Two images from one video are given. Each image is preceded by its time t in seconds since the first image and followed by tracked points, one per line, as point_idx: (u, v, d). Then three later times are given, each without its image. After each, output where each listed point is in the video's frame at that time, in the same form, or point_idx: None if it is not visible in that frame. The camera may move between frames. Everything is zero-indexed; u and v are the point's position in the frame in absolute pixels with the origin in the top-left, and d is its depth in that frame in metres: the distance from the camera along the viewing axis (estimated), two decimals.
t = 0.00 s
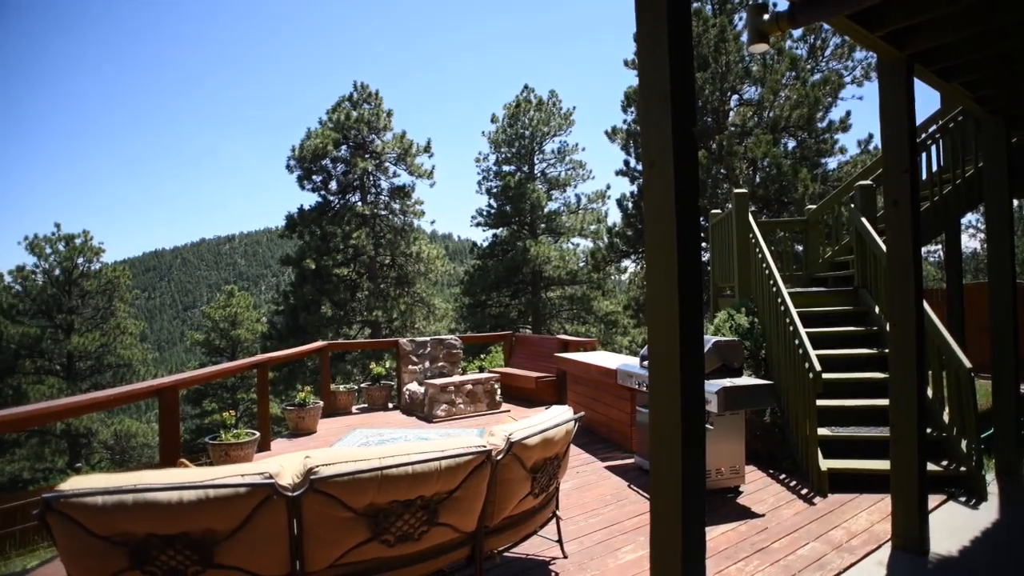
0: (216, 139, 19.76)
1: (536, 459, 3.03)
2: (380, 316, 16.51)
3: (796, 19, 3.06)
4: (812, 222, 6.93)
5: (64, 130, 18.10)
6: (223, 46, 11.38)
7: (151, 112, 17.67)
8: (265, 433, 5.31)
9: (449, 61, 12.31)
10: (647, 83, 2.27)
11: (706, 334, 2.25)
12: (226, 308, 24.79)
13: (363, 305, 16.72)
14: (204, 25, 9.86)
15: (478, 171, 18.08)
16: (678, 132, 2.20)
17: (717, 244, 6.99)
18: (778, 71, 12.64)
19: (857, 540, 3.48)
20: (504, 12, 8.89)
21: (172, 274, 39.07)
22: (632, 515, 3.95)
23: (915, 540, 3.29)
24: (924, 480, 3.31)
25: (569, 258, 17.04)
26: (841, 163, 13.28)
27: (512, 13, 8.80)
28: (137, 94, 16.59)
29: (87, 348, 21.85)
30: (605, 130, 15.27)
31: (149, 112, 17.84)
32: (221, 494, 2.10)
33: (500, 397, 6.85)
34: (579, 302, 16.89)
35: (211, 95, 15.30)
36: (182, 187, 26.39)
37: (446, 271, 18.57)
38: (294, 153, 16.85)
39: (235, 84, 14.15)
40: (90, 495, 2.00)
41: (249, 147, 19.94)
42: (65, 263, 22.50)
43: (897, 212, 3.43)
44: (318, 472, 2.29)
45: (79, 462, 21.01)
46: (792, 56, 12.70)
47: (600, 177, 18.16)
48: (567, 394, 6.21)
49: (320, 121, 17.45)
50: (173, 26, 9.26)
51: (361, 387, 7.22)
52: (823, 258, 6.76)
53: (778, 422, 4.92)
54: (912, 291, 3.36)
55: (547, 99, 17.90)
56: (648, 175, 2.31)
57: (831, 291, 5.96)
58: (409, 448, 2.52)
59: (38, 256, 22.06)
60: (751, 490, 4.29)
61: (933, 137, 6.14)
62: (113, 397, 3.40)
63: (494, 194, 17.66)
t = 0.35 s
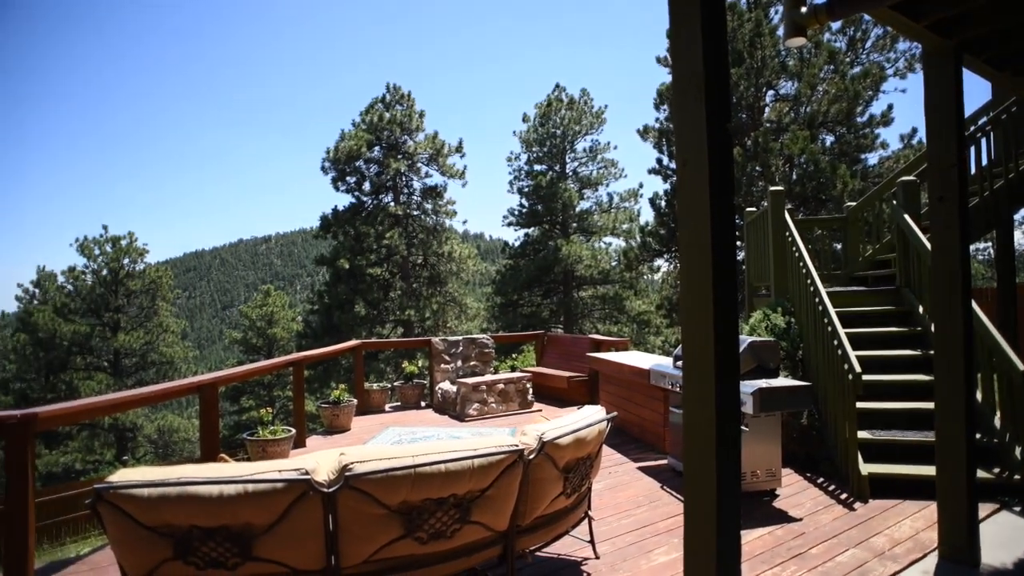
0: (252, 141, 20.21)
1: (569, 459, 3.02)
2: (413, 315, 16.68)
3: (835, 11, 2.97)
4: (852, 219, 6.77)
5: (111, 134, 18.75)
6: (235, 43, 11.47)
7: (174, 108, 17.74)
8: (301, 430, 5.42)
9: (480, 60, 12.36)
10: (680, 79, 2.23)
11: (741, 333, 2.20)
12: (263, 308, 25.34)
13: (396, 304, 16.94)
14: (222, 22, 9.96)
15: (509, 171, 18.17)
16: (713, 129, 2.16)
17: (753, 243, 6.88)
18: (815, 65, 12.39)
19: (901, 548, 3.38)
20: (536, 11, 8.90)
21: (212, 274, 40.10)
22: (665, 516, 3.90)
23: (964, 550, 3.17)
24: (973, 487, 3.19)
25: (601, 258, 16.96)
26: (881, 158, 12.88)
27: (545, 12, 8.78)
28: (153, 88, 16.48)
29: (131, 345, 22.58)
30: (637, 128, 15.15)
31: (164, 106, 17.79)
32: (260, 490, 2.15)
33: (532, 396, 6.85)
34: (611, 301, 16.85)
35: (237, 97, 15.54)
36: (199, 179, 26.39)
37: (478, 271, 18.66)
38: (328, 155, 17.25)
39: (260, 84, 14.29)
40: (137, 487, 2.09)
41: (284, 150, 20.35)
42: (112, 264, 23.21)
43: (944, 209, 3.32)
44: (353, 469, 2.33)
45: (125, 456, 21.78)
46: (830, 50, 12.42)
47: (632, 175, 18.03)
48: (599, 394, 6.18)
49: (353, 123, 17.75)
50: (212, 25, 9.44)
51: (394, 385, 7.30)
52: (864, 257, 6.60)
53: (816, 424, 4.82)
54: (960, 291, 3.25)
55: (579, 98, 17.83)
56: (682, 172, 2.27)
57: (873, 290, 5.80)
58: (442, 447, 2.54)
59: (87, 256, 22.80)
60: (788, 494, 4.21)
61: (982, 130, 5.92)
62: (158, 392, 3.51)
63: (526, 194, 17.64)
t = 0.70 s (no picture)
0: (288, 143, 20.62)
1: (601, 459, 3.00)
2: (445, 315, 16.84)
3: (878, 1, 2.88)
4: (894, 216, 6.51)
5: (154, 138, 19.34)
6: (258, 47, 11.74)
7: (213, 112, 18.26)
8: (335, 427, 5.51)
9: (511, 60, 12.38)
10: (715, 75, 2.19)
11: (778, 333, 2.15)
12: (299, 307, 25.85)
13: (428, 303, 17.12)
14: (247, 28, 10.16)
15: (541, 170, 18.15)
16: (749, 125, 2.11)
17: (789, 241, 6.74)
18: (856, 58, 12.10)
19: (947, 557, 3.27)
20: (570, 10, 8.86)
21: (250, 274, 40.98)
22: (698, 518, 3.85)
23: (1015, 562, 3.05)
24: None
25: (634, 257, 16.85)
26: (926, 153, 12.46)
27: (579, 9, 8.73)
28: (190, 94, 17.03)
29: (173, 343, 23.26)
30: (670, 126, 14.99)
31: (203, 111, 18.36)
32: (297, 485, 2.20)
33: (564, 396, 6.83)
34: (643, 301, 16.75)
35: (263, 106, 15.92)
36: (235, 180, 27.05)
37: (510, 271, 18.71)
38: (362, 155, 17.35)
39: (292, 89, 14.56)
40: (180, 480, 2.16)
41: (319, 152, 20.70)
42: (155, 264, 23.83)
43: (994, 205, 3.19)
44: (387, 467, 2.36)
45: (168, 450, 22.52)
46: (871, 41, 12.07)
47: (665, 173, 17.83)
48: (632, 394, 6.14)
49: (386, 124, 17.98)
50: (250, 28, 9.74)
51: (427, 383, 7.37)
52: (908, 255, 6.40)
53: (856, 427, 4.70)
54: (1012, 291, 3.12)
55: (611, 96, 17.71)
56: (717, 170, 2.23)
57: (916, 290, 5.63)
58: (474, 446, 2.55)
59: (132, 257, 23.54)
60: (827, 498, 4.11)
61: None
62: (201, 388, 3.61)
63: (558, 193, 17.56)
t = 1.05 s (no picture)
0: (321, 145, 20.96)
1: (633, 459, 2.98)
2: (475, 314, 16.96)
3: None
4: (936, 213, 6.25)
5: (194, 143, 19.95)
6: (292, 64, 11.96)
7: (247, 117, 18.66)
8: (367, 425, 5.59)
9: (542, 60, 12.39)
10: (748, 71, 2.16)
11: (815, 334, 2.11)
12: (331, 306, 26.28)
13: (459, 303, 17.27)
14: (282, 46, 10.38)
15: (571, 169, 18.00)
16: (784, 121, 2.07)
17: (826, 239, 6.57)
18: (896, 50, 11.77)
19: (994, 567, 3.15)
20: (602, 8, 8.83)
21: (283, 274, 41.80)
22: (732, 521, 3.80)
23: None
24: None
25: (665, 255, 16.70)
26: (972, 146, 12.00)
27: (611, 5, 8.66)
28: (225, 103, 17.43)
29: (210, 342, 23.87)
30: (702, 123, 14.83)
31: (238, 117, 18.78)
32: (330, 482, 2.24)
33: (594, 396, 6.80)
34: (675, 301, 16.64)
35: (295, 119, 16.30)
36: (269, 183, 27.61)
37: (540, 270, 18.74)
38: (394, 156, 17.59)
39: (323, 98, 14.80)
40: (218, 475, 2.22)
41: (351, 154, 21.01)
42: (193, 264, 24.56)
43: None
44: (419, 465, 2.37)
45: (206, 446, 23.18)
46: (913, 32, 11.69)
47: (697, 171, 17.63)
48: (663, 395, 6.08)
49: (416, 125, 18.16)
50: (287, 39, 10.07)
51: (457, 382, 7.42)
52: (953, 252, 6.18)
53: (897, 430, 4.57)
54: None
55: (641, 93, 17.57)
56: (751, 168, 2.19)
57: (961, 289, 5.44)
58: (504, 445, 2.56)
59: (172, 257, 24.25)
60: (866, 503, 4.01)
61: None
62: (239, 385, 3.72)
63: (587, 192, 17.43)
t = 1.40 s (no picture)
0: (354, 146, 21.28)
1: (666, 461, 2.94)
2: (507, 314, 17.00)
3: None
4: (986, 209, 6.06)
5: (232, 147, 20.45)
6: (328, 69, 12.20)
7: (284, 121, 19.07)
8: (400, 423, 5.66)
9: (574, 60, 12.37)
10: (786, 67, 2.11)
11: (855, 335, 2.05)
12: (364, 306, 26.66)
13: (490, 303, 17.34)
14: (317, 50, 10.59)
15: (603, 168, 17.91)
16: (823, 118, 2.02)
17: (866, 237, 6.40)
18: (942, 41, 11.39)
19: None
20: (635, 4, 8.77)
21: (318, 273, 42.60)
22: (768, 524, 3.72)
23: None
24: None
25: (698, 254, 16.47)
26: None
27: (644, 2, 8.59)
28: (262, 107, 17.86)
29: (248, 340, 24.46)
30: (737, 120, 14.60)
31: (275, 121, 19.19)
32: (365, 479, 2.27)
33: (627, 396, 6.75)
34: (708, 301, 16.40)
35: (328, 123, 16.57)
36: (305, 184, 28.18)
37: (572, 270, 18.69)
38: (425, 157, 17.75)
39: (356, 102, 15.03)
40: (257, 471, 2.27)
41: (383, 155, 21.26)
42: (232, 265, 25.26)
43: None
44: (451, 463, 2.39)
45: (244, 441, 23.77)
46: (961, 20, 11.27)
47: (732, 169, 17.35)
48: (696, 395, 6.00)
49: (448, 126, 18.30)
50: (324, 46, 10.31)
51: (489, 382, 7.45)
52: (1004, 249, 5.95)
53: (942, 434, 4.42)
54: None
55: (674, 90, 17.37)
56: (788, 166, 2.14)
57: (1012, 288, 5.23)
58: (536, 444, 2.56)
59: (211, 258, 25.04)
60: (909, 510, 3.89)
61: None
62: (277, 382, 3.80)
63: (620, 191, 17.28)
